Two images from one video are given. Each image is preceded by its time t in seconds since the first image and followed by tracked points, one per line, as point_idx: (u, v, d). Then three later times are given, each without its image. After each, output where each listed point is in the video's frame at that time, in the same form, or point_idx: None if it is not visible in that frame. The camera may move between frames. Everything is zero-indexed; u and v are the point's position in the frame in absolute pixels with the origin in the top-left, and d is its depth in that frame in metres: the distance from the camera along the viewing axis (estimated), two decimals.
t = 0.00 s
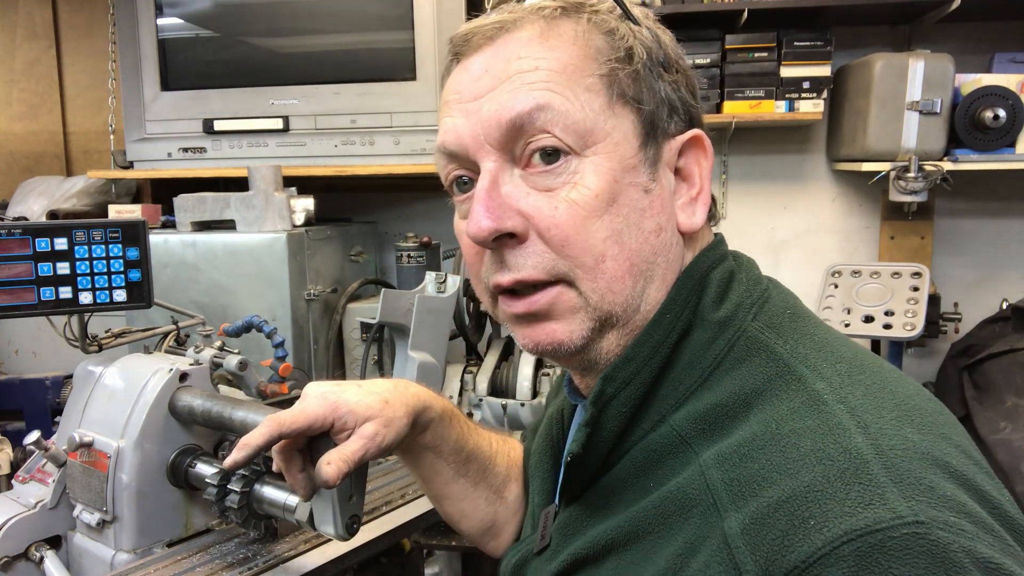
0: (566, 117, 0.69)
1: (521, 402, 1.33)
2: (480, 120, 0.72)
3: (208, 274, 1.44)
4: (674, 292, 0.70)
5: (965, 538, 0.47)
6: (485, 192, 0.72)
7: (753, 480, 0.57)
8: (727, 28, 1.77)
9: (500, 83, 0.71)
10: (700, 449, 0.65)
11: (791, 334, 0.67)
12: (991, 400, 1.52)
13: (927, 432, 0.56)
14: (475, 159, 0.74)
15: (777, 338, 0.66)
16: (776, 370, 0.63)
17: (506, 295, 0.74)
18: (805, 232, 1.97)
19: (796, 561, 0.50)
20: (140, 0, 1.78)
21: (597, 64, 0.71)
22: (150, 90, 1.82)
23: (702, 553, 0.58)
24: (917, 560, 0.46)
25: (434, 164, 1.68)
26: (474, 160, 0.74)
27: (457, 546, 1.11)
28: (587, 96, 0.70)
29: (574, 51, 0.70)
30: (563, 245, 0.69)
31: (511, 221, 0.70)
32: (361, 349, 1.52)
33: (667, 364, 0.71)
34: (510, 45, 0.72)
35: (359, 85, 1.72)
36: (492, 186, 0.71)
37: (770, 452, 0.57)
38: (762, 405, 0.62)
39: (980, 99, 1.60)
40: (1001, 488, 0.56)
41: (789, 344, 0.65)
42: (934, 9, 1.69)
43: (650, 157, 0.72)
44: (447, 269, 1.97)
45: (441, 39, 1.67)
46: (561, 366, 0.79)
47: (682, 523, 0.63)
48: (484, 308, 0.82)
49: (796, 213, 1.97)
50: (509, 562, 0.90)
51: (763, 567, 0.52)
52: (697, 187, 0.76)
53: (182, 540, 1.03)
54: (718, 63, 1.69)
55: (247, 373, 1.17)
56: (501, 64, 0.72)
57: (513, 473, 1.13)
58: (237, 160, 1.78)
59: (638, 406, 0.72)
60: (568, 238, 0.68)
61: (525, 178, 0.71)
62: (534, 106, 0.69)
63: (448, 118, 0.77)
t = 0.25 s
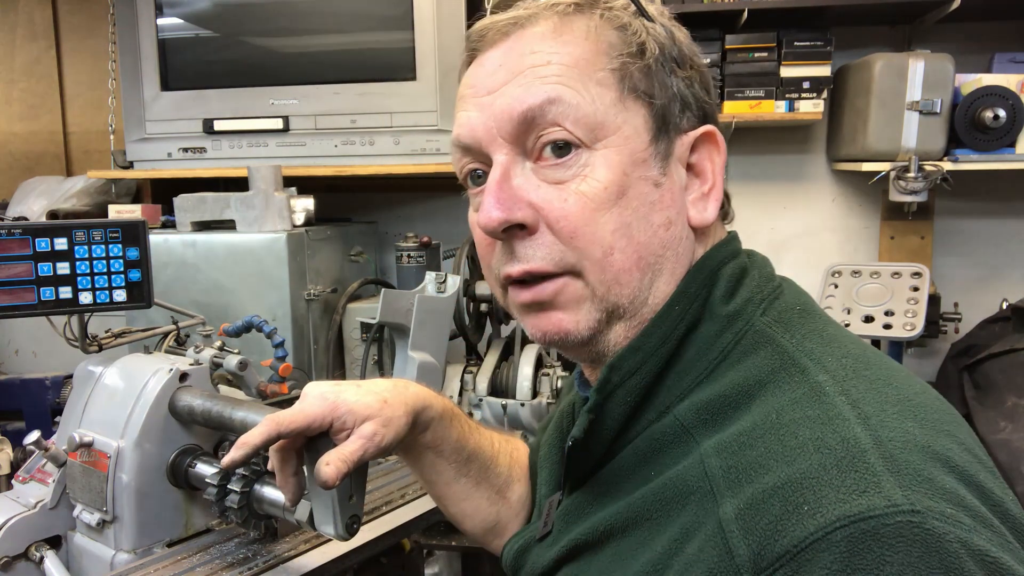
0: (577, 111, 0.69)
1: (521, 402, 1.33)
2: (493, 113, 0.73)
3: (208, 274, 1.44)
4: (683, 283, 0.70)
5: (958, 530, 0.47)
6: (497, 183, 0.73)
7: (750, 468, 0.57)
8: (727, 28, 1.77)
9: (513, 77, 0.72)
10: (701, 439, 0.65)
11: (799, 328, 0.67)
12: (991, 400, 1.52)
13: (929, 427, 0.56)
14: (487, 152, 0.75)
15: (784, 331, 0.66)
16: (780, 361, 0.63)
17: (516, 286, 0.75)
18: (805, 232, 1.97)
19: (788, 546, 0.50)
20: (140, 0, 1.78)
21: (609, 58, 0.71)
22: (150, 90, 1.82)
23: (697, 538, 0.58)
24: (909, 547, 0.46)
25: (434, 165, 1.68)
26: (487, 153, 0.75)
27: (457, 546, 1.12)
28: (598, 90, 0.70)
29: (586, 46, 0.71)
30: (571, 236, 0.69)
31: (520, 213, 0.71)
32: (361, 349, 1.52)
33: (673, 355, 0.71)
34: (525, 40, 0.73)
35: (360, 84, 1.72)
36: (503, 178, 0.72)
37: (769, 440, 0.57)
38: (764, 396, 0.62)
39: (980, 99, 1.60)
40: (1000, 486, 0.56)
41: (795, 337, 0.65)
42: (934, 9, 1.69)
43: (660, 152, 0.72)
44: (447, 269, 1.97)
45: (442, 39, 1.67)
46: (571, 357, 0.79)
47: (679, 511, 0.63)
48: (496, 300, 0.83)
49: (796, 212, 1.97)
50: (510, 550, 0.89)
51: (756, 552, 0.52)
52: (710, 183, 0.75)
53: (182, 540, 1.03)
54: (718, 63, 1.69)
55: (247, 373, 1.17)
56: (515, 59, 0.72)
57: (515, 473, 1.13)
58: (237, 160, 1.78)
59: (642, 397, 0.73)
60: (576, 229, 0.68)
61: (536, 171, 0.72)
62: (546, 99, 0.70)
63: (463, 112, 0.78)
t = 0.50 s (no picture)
0: (586, 106, 0.69)
1: (521, 402, 1.33)
2: (502, 109, 0.73)
3: (208, 274, 1.44)
4: (694, 280, 0.70)
5: (963, 530, 0.46)
6: (506, 179, 0.73)
7: (752, 463, 0.57)
8: (727, 28, 1.77)
9: (523, 73, 0.72)
10: (705, 436, 0.65)
11: (808, 327, 0.67)
12: (991, 400, 1.52)
13: (937, 429, 0.56)
14: (497, 148, 0.75)
15: (793, 331, 0.66)
16: (788, 359, 0.63)
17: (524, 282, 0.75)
18: (805, 232, 1.97)
19: (787, 541, 0.50)
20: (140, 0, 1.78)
21: (619, 54, 0.71)
22: (151, 90, 1.82)
23: (696, 532, 0.58)
24: (910, 545, 0.46)
25: (434, 165, 1.68)
26: (497, 149, 0.75)
27: (457, 546, 1.12)
28: (608, 86, 0.70)
29: (596, 42, 0.71)
30: (580, 232, 0.69)
31: (528, 208, 0.71)
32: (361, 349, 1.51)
33: (681, 353, 0.71)
34: (536, 36, 0.73)
35: (360, 85, 1.72)
36: (512, 173, 0.73)
37: (773, 436, 0.57)
38: (770, 393, 0.62)
39: (979, 99, 1.60)
40: (1007, 491, 0.55)
41: (804, 336, 0.65)
42: (934, 9, 1.69)
43: (671, 148, 0.72)
44: (446, 270, 1.97)
45: (442, 40, 1.67)
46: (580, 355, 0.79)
47: (680, 508, 0.63)
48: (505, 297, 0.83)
49: (796, 212, 1.97)
50: (510, 546, 0.90)
51: (754, 546, 0.52)
52: (723, 181, 0.75)
53: (182, 540, 1.03)
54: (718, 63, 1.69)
55: (247, 373, 1.17)
56: (525, 54, 0.72)
57: (517, 474, 1.13)
58: (237, 160, 1.78)
59: (648, 394, 0.73)
60: (585, 225, 0.69)
61: (546, 167, 0.72)
62: (555, 94, 0.70)
63: (473, 108, 0.78)
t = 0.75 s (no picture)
0: (578, 100, 0.70)
1: (520, 402, 1.33)
2: (494, 106, 0.74)
3: (208, 274, 1.44)
4: (699, 284, 0.70)
5: (981, 544, 0.46)
6: (499, 176, 0.74)
7: (762, 474, 0.57)
8: (727, 28, 1.77)
9: (514, 69, 0.73)
10: (714, 444, 0.65)
11: (817, 332, 0.66)
12: (991, 400, 1.52)
13: (953, 437, 0.55)
14: (489, 146, 0.76)
15: (802, 336, 0.66)
16: (797, 366, 0.63)
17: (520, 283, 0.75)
18: (805, 232, 1.97)
19: (798, 555, 0.50)
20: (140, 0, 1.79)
21: (610, 48, 0.71)
22: (151, 90, 1.82)
23: (705, 543, 0.58)
24: (927, 560, 0.45)
25: (434, 165, 1.68)
26: (490, 148, 0.76)
27: (457, 546, 1.12)
28: (599, 80, 0.70)
29: (587, 37, 0.71)
30: (573, 227, 0.69)
31: (521, 204, 0.71)
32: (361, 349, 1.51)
33: (686, 358, 0.72)
34: (526, 34, 0.74)
35: (360, 84, 1.72)
36: (505, 170, 0.73)
37: (783, 446, 0.57)
38: (780, 401, 0.62)
39: (980, 99, 1.59)
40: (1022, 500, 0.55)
41: (813, 342, 0.65)
42: (934, 9, 1.69)
43: (666, 143, 0.71)
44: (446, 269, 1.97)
45: (441, 40, 1.67)
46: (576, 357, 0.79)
47: (688, 516, 0.63)
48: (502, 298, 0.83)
49: (796, 212, 1.97)
50: (510, 556, 0.90)
51: (764, 560, 0.52)
52: (721, 178, 0.75)
53: (182, 540, 1.03)
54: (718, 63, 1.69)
55: (247, 373, 1.17)
56: (517, 51, 0.74)
57: (518, 478, 1.12)
58: (237, 160, 1.78)
59: (653, 399, 0.73)
60: (578, 220, 0.69)
61: (539, 163, 0.72)
62: (546, 88, 0.70)
63: (467, 108, 0.79)
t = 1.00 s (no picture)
0: (557, 106, 0.69)
1: (520, 402, 1.33)
2: (474, 112, 0.74)
3: (208, 274, 1.44)
4: (695, 291, 0.70)
5: (995, 564, 0.44)
6: (479, 184, 0.74)
7: (765, 491, 0.56)
8: (727, 27, 1.77)
9: (494, 74, 0.73)
10: (715, 458, 0.64)
11: (817, 339, 0.66)
12: (991, 400, 1.52)
13: (961, 448, 0.54)
14: (470, 153, 0.76)
15: (802, 344, 0.65)
16: (798, 376, 0.63)
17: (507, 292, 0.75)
18: (805, 232, 1.97)
19: None
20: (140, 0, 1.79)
21: (591, 51, 0.71)
22: (150, 90, 1.82)
23: (709, 564, 0.57)
24: None
25: (434, 165, 1.68)
26: (472, 155, 0.76)
27: (457, 546, 1.12)
28: (580, 84, 0.70)
29: (568, 40, 0.71)
30: (554, 235, 0.69)
31: (501, 214, 0.71)
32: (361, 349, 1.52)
33: (682, 369, 0.72)
34: (508, 36, 0.75)
35: (360, 84, 1.72)
36: (484, 178, 0.73)
37: (787, 462, 0.56)
38: (782, 413, 0.61)
39: (980, 99, 1.60)
40: None
41: (813, 349, 0.65)
42: (934, 9, 1.69)
43: (653, 147, 0.71)
44: (446, 269, 1.97)
45: (441, 40, 1.67)
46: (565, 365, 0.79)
47: (691, 534, 0.62)
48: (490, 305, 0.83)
49: (795, 212, 1.97)
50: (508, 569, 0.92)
51: None
52: (712, 182, 0.75)
53: (182, 540, 1.03)
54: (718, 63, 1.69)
55: (247, 373, 1.17)
56: (498, 55, 0.74)
57: (518, 481, 1.12)
58: (237, 160, 1.78)
59: (648, 411, 0.73)
60: (559, 228, 0.69)
61: (520, 171, 0.72)
62: (526, 94, 0.70)
63: (448, 114, 0.79)
